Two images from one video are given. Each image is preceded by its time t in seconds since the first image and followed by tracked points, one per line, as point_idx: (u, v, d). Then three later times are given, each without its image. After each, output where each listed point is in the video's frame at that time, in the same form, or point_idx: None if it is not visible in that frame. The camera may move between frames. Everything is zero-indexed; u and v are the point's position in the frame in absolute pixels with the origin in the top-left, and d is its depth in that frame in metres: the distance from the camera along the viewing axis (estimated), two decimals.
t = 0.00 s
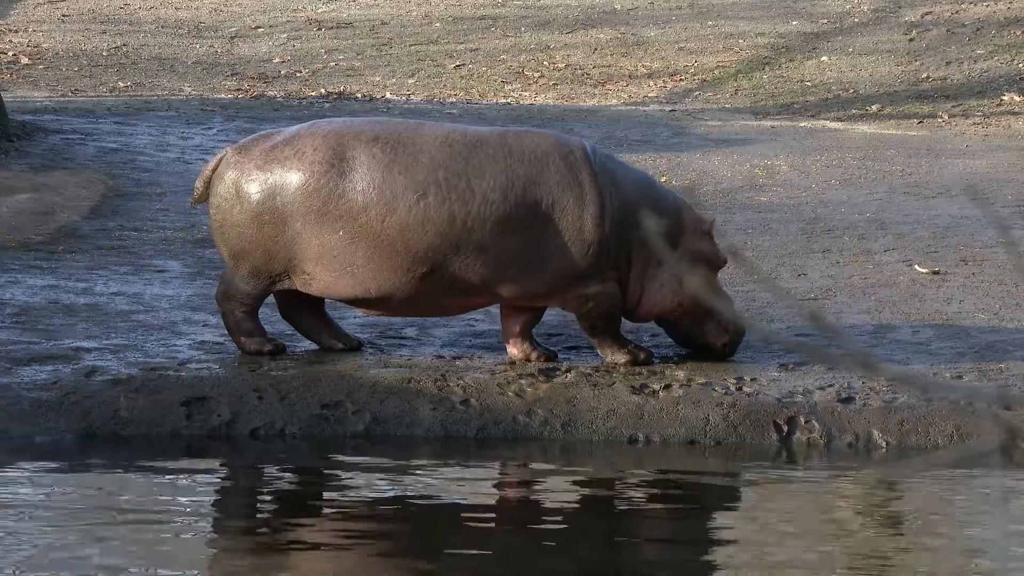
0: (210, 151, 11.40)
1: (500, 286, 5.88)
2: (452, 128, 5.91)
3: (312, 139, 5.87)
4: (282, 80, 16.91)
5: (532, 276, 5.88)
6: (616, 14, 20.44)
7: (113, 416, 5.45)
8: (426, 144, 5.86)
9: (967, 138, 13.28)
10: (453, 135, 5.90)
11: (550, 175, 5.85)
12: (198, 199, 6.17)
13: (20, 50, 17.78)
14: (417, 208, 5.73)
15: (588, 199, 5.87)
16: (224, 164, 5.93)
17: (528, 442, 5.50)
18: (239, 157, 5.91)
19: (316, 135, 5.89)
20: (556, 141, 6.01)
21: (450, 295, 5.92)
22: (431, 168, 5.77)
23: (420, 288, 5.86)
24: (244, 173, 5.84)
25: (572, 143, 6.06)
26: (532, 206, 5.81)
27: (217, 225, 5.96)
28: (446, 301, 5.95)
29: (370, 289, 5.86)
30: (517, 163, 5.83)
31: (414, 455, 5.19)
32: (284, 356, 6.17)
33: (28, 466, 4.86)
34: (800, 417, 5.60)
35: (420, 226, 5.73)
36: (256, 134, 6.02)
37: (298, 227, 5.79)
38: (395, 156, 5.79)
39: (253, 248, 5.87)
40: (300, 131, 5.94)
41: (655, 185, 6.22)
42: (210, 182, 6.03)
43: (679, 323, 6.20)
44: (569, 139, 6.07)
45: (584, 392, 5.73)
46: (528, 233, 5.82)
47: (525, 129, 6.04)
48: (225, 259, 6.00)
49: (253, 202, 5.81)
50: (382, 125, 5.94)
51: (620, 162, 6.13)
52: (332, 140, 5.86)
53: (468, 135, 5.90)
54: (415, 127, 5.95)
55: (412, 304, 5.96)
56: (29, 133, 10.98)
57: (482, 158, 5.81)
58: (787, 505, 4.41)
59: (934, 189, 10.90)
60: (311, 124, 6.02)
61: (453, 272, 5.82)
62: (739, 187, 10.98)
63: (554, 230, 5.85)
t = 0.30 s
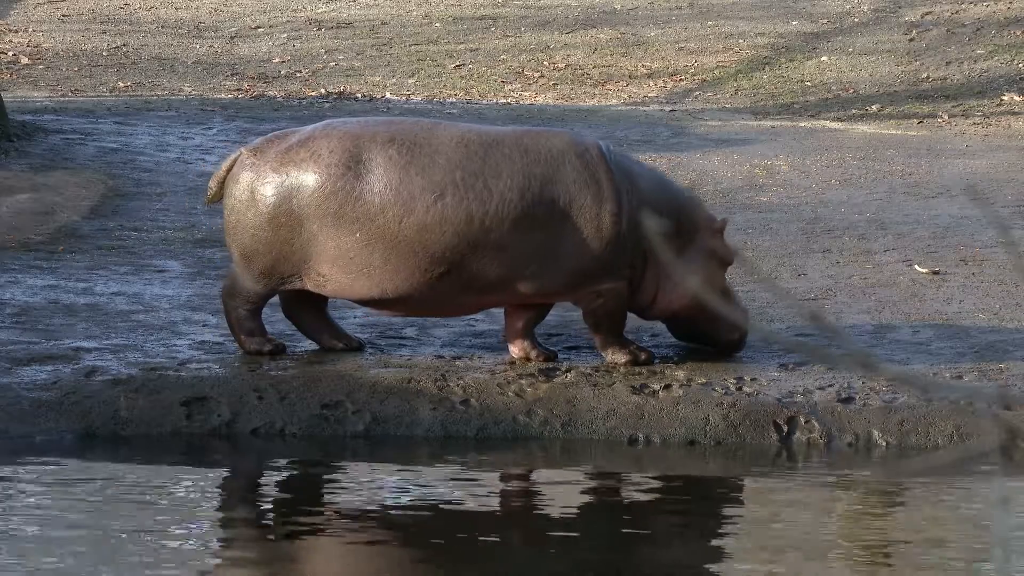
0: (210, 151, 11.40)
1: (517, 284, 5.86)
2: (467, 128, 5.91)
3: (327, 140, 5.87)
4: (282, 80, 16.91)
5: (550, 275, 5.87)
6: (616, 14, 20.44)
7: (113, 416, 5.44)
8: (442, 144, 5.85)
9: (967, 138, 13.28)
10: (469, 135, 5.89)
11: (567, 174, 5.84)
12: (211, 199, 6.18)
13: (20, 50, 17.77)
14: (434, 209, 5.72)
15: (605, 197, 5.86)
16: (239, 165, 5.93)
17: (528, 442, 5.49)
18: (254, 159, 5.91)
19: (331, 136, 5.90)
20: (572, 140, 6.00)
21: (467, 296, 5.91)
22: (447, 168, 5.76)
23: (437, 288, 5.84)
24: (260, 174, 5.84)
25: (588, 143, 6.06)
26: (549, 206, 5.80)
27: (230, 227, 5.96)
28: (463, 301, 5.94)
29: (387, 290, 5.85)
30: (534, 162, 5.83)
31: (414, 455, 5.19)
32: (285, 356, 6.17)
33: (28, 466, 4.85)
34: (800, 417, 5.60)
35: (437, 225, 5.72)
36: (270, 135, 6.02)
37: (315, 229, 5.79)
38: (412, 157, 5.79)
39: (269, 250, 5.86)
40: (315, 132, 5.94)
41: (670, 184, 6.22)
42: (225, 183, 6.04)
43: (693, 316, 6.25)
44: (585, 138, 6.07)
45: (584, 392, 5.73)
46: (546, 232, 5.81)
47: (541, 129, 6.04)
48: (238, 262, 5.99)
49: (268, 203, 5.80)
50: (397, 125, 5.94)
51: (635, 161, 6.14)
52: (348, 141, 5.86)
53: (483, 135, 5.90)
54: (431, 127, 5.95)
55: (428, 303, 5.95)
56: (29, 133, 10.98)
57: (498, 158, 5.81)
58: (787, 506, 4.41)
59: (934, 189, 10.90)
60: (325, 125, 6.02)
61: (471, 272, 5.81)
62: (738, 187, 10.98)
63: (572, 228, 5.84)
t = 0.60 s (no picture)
0: (210, 151, 11.40)
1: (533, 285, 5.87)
2: (482, 128, 5.92)
3: (342, 142, 5.87)
4: (282, 80, 16.91)
5: (565, 276, 5.88)
6: (616, 14, 20.43)
7: (113, 416, 5.45)
8: (457, 145, 5.85)
9: (967, 138, 13.28)
10: (483, 136, 5.90)
11: (582, 174, 5.85)
12: (223, 200, 6.16)
13: (20, 50, 17.77)
14: (452, 209, 5.71)
15: (620, 196, 5.87)
16: (252, 167, 5.92)
17: (527, 442, 5.50)
18: (267, 160, 5.90)
19: (346, 137, 5.89)
20: (586, 139, 6.01)
21: (482, 296, 5.91)
22: (463, 169, 5.76)
23: (453, 289, 5.84)
24: (275, 176, 5.83)
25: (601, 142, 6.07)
26: (565, 205, 5.81)
27: (243, 229, 5.94)
28: (478, 301, 5.93)
29: (403, 290, 5.84)
30: (549, 162, 5.83)
31: (414, 455, 5.19)
32: (284, 356, 6.17)
33: (28, 466, 4.85)
34: (800, 417, 5.60)
35: (454, 226, 5.72)
36: (283, 136, 6.00)
37: (331, 231, 5.78)
38: (427, 158, 5.79)
39: (284, 252, 5.85)
40: (328, 133, 5.94)
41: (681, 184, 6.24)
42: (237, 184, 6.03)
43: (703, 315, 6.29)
44: (597, 138, 6.08)
45: (584, 392, 5.73)
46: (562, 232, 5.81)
47: (554, 129, 6.05)
48: (252, 264, 5.97)
49: (283, 205, 5.79)
50: (412, 126, 5.94)
51: (646, 160, 6.15)
52: (362, 142, 5.85)
53: (498, 136, 5.91)
54: (444, 127, 5.95)
55: (443, 304, 5.94)
56: (29, 132, 10.98)
57: (513, 158, 5.81)
58: (786, 507, 4.41)
59: (934, 189, 10.90)
60: (338, 126, 6.01)
61: (487, 272, 5.80)
62: (739, 187, 10.98)
63: (588, 228, 5.84)
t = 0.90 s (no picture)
0: (210, 151, 11.40)
1: (546, 283, 5.86)
2: (494, 128, 5.92)
3: (354, 143, 5.87)
4: (282, 80, 16.91)
5: (578, 274, 5.87)
6: (616, 14, 20.43)
7: (113, 416, 5.44)
8: (469, 145, 5.86)
9: (967, 138, 13.28)
10: (495, 135, 5.90)
11: (595, 172, 5.85)
12: (233, 201, 6.16)
13: (20, 50, 17.77)
14: (465, 208, 5.71)
15: (632, 194, 5.87)
16: (264, 169, 5.92)
17: (527, 442, 5.49)
18: (279, 161, 5.90)
19: (358, 138, 5.90)
20: (598, 139, 6.02)
21: (495, 296, 5.90)
22: (476, 168, 5.76)
23: (466, 288, 5.83)
24: (288, 177, 5.83)
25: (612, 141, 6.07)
26: (578, 203, 5.80)
27: (254, 230, 5.93)
28: (491, 301, 5.93)
29: (416, 290, 5.84)
30: (562, 160, 5.83)
31: (414, 454, 5.19)
32: (284, 356, 6.18)
33: (27, 466, 4.85)
34: (800, 417, 5.60)
35: (468, 225, 5.71)
36: (294, 137, 6.01)
37: (344, 232, 5.78)
38: (440, 158, 5.79)
39: (297, 253, 5.85)
40: (340, 134, 5.94)
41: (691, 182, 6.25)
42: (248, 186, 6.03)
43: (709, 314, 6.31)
44: (608, 136, 6.08)
45: (584, 392, 5.73)
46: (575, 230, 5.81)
47: (565, 128, 6.05)
48: (263, 265, 5.96)
49: (296, 206, 5.79)
50: (423, 127, 5.95)
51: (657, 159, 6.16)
52: (375, 143, 5.86)
53: (510, 135, 5.91)
54: (456, 127, 5.95)
55: (455, 303, 5.93)
56: (29, 132, 10.98)
57: (526, 157, 5.82)
58: (786, 507, 4.41)
59: (934, 189, 10.89)
60: (350, 127, 6.01)
61: (500, 271, 5.80)
62: (739, 187, 10.98)
63: (601, 225, 5.84)
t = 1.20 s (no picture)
0: (210, 151, 11.40)
1: (556, 281, 5.86)
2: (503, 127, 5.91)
3: (364, 143, 5.87)
4: (281, 80, 16.91)
5: (588, 273, 5.87)
6: (616, 14, 20.43)
7: (113, 416, 5.44)
8: (479, 144, 5.85)
9: (967, 138, 13.28)
10: (505, 135, 5.90)
11: (605, 171, 5.85)
12: (241, 202, 6.16)
13: (20, 50, 17.77)
14: (476, 207, 5.71)
15: (642, 193, 5.87)
16: (274, 169, 5.91)
17: (527, 442, 5.49)
18: (289, 162, 5.89)
19: (368, 139, 5.89)
20: (607, 138, 6.01)
21: (505, 295, 5.90)
22: (486, 167, 5.76)
23: (476, 286, 5.83)
24: (298, 177, 5.82)
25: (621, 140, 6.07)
26: (589, 202, 5.80)
27: (263, 230, 5.93)
28: (501, 300, 5.93)
29: (426, 289, 5.84)
30: (572, 159, 5.83)
31: (413, 454, 5.19)
32: (284, 356, 6.18)
33: (26, 466, 4.85)
34: (800, 417, 5.60)
35: (478, 224, 5.71)
36: (303, 137, 6.01)
37: (354, 232, 5.78)
38: (451, 158, 5.79)
39: (308, 253, 5.84)
40: (350, 134, 5.94)
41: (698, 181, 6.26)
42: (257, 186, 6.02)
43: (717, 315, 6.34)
44: (617, 136, 6.08)
45: (584, 392, 5.73)
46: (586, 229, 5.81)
47: (573, 127, 6.05)
48: (272, 265, 5.96)
49: (306, 206, 5.79)
50: (433, 126, 5.94)
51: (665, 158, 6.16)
52: (385, 144, 5.85)
53: (519, 135, 5.91)
54: (466, 127, 5.95)
55: (465, 302, 5.93)
56: (29, 132, 10.98)
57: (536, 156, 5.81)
58: (785, 507, 4.40)
59: (934, 189, 10.89)
60: (359, 127, 6.01)
61: (511, 270, 5.80)
62: (739, 187, 10.98)
63: (611, 223, 5.84)
